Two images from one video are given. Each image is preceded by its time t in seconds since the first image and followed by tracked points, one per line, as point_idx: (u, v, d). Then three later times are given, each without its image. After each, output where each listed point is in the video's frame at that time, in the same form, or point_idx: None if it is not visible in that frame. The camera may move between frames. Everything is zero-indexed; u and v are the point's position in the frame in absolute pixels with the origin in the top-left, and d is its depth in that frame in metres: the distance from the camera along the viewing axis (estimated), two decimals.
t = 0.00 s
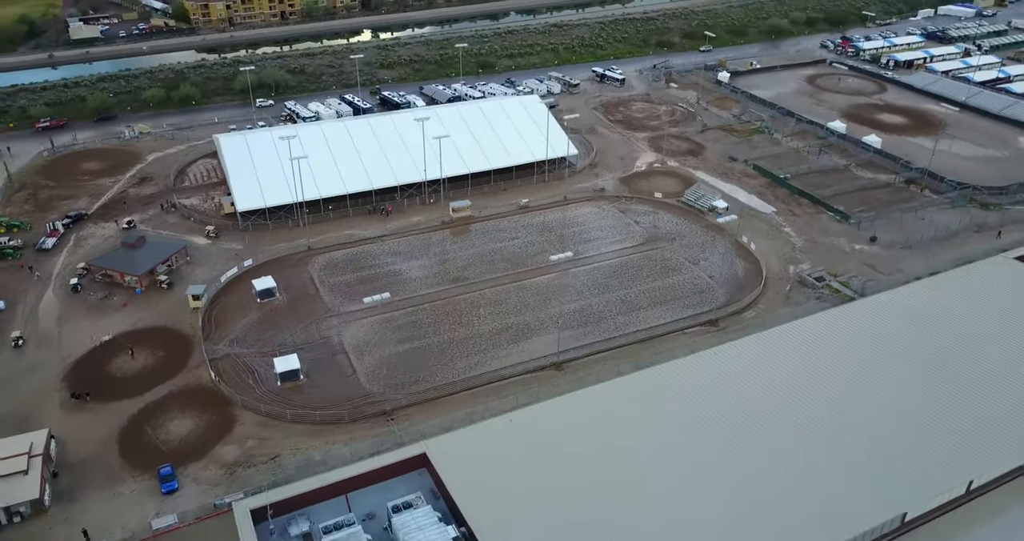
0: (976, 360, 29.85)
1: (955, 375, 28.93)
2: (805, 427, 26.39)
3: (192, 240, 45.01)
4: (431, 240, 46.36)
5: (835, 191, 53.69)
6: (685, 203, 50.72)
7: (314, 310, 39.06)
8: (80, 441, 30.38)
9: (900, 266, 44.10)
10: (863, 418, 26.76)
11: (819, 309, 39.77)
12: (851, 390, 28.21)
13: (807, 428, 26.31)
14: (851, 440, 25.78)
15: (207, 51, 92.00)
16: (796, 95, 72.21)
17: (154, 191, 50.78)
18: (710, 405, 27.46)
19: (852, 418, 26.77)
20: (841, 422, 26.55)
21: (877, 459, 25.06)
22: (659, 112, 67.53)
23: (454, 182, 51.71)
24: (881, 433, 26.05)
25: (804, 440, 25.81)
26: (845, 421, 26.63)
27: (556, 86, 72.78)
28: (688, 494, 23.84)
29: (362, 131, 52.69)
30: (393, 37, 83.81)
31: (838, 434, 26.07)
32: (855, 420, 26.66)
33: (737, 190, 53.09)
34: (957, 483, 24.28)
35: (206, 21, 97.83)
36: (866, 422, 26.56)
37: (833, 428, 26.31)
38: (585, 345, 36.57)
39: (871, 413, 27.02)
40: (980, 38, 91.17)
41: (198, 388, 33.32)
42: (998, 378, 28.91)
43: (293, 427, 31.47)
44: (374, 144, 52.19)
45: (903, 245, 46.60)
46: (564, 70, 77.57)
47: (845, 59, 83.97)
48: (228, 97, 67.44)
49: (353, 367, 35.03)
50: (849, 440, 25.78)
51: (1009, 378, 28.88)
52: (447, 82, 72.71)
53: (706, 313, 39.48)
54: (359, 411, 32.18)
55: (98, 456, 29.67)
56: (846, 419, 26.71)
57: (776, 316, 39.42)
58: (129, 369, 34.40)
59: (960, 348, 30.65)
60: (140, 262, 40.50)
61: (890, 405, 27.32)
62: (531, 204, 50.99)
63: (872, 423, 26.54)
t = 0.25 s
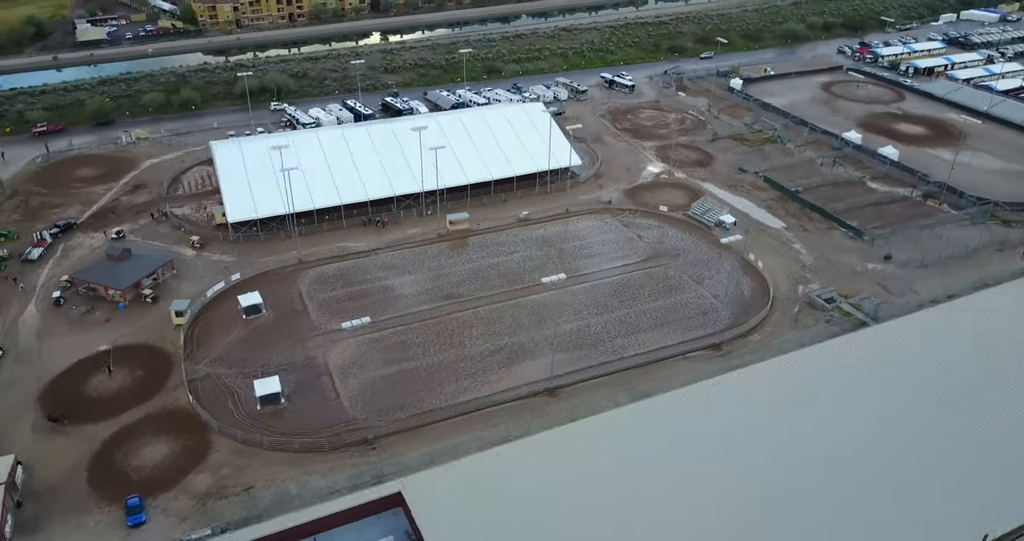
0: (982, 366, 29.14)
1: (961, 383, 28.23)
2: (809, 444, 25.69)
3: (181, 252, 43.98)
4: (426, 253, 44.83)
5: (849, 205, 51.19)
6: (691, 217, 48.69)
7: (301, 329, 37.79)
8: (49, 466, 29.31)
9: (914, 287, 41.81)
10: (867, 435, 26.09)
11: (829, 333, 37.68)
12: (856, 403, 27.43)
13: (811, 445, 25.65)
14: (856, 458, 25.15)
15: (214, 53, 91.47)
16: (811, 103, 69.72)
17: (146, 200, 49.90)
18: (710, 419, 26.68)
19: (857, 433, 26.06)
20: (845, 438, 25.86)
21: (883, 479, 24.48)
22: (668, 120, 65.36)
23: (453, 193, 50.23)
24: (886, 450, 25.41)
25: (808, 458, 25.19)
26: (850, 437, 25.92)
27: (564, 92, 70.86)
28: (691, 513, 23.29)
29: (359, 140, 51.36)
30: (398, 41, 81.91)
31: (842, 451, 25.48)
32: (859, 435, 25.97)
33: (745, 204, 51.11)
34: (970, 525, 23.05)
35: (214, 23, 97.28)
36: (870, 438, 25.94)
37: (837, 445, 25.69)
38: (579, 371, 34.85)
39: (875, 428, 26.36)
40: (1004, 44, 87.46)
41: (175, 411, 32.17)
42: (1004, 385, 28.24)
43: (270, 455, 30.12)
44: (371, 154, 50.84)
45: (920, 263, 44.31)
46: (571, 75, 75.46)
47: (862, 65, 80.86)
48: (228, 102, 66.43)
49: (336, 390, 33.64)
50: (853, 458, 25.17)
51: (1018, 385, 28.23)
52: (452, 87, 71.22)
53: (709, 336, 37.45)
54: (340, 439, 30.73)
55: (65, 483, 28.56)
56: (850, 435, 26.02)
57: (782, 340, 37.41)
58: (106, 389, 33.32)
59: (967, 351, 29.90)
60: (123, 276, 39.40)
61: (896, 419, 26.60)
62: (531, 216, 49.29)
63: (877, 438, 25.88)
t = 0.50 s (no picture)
0: (986, 365, 28.40)
1: (970, 394, 26.99)
2: (808, 451, 24.93)
3: (160, 266, 42.71)
4: (413, 268, 43.24)
5: (855, 218, 49.34)
6: (689, 231, 47.09)
7: (279, 349, 36.36)
8: (6, 497, 28.01)
9: (921, 308, 39.89)
10: (868, 440, 25.31)
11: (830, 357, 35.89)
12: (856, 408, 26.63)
13: (809, 453, 24.91)
14: (857, 464, 24.40)
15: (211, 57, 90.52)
16: (817, 110, 67.65)
17: (129, 210, 48.71)
18: (705, 427, 25.88)
19: (858, 439, 25.30)
20: (845, 445, 25.11)
21: (886, 486, 23.72)
22: (669, 128, 63.48)
23: (443, 204, 48.67)
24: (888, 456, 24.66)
25: (807, 465, 24.45)
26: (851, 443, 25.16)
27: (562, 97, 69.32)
28: (687, 524, 22.54)
29: (348, 149, 49.95)
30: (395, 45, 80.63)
31: (843, 458, 24.70)
32: (860, 441, 25.21)
33: (745, 218, 49.30)
34: None
35: (212, 26, 96.33)
36: (871, 443, 25.19)
37: (838, 451, 24.91)
38: (565, 397, 33.24)
39: (877, 433, 25.58)
40: (1016, 49, 84.81)
41: (142, 438, 30.81)
42: (1010, 385, 27.52)
43: (237, 488, 28.68)
44: (360, 164, 49.37)
45: (927, 282, 42.38)
46: (571, 81, 73.67)
47: (871, 71, 78.48)
48: (220, 108, 65.21)
49: (310, 416, 32.16)
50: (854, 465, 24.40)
51: None
52: (449, 93, 69.84)
53: (703, 359, 35.83)
54: (312, 470, 29.28)
55: (21, 516, 27.25)
56: (850, 441, 25.26)
57: (781, 364, 35.60)
58: (72, 414, 31.99)
59: (978, 362, 28.59)
60: (97, 293, 38.15)
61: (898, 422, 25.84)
62: (524, 229, 47.60)
63: (879, 444, 25.09)
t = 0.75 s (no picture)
0: (973, 398, 28.50)
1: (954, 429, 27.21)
2: (814, 469, 26.02)
3: (130, 282, 41.23)
4: (391, 284, 41.59)
5: (852, 230, 47.63)
6: (678, 243, 45.44)
7: (246, 372, 34.85)
8: None
9: (918, 327, 38.22)
10: (868, 453, 26.48)
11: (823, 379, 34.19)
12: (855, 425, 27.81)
13: (792, 478, 25.74)
14: (836, 489, 25.29)
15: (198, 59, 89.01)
16: (814, 115, 65.87)
17: (100, 222, 47.23)
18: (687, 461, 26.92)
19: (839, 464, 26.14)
20: (826, 470, 25.96)
21: (888, 498, 24.99)
22: (661, 134, 61.77)
23: (425, 215, 47.09)
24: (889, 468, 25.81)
25: (813, 481, 25.56)
26: (852, 457, 26.31)
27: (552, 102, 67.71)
28: None
29: (327, 159, 48.40)
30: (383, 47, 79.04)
31: (846, 472, 25.84)
32: (861, 454, 26.36)
33: (737, 229, 47.65)
34: None
35: (200, 27, 94.79)
36: (873, 456, 26.34)
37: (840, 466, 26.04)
38: (543, 425, 31.67)
39: (859, 457, 26.38)
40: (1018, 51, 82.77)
41: (97, 469, 29.29)
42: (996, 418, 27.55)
43: (194, 524, 27.15)
44: (339, 174, 47.79)
45: (925, 298, 40.73)
46: (563, 85, 71.98)
47: (870, 74, 76.55)
48: (202, 113, 63.70)
49: (276, 444, 30.70)
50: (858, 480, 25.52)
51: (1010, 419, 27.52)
52: (437, 98, 68.20)
53: (690, 383, 34.25)
54: (274, 505, 27.80)
55: None
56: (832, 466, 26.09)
57: (771, 388, 33.99)
58: (25, 442, 30.49)
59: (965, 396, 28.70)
60: (59, 312, 36.74)
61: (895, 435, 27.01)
62: (508, 241, 45.95)
63: (860, 469, 25.91)
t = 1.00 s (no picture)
0: (978, 412, 27.74)
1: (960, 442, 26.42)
2: (814, 477, 25.58)
3: (93, 299, 39.66)
4: (365, 300, 39.95)
5: (845, 240, 45.95)
6: (664, 257, 43.94)
7: (209, 396, 33.30)
8: None
9: (913, 346, 36.61)
10: (867, 460, 26.00)
11: (812, 404, 32.61)
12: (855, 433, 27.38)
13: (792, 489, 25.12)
14: (837, 497, 24.60)
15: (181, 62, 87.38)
16: (808, 118, 64.13)
17: (67, 234, 45.64)
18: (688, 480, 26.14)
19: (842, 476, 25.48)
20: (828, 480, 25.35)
21: (889, 503, 24.32)
22: (651, 139, 60.09)
23: (403, 227, 45.45)
24: (888, 472, 25.28)
25: (814, 489, 25.02)
26: (854, 466, 25.79)
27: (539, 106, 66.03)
28: None
29: (303, 168, 46.83)
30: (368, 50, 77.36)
31: (844, 479, 25.37)
32: (863, 464, 25.80)
33: (726, 240, 46.07)
34: None
35: (184, 29, 93.14)
36: (871, 463, 25.86)
37: (838, 473, 25.57)
38: (517, 454, 30.12)
39: (860, 468, 25.72)
40: (1017, 51, 80.86)
41: (44, 504, 27.73)
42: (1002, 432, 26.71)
43: None
44: (315, 184, 46.19)
45: (920, 314, 39.13)
46: (551, 88, 70.26)
47: (866, 76, 74.76)
48: (179, 119, 62.09)
49: (235, 475, 29.18)
50: (857, 485, 24.97)
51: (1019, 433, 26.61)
52: (421, 102, 66.58)
53: (672, 407, 32.67)
54: None
55: None
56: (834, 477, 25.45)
57: (757, 413, 32.46)
58: None
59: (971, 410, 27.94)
60: (15, 332, 35.16)
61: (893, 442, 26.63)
62: (488, 253, 44.34)
63: (861, 479, 25.22)
